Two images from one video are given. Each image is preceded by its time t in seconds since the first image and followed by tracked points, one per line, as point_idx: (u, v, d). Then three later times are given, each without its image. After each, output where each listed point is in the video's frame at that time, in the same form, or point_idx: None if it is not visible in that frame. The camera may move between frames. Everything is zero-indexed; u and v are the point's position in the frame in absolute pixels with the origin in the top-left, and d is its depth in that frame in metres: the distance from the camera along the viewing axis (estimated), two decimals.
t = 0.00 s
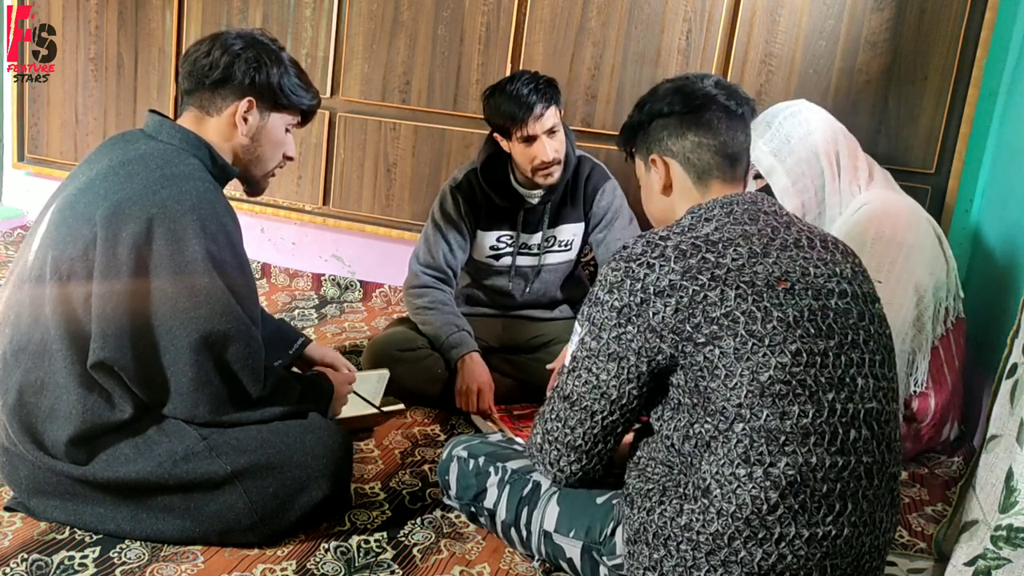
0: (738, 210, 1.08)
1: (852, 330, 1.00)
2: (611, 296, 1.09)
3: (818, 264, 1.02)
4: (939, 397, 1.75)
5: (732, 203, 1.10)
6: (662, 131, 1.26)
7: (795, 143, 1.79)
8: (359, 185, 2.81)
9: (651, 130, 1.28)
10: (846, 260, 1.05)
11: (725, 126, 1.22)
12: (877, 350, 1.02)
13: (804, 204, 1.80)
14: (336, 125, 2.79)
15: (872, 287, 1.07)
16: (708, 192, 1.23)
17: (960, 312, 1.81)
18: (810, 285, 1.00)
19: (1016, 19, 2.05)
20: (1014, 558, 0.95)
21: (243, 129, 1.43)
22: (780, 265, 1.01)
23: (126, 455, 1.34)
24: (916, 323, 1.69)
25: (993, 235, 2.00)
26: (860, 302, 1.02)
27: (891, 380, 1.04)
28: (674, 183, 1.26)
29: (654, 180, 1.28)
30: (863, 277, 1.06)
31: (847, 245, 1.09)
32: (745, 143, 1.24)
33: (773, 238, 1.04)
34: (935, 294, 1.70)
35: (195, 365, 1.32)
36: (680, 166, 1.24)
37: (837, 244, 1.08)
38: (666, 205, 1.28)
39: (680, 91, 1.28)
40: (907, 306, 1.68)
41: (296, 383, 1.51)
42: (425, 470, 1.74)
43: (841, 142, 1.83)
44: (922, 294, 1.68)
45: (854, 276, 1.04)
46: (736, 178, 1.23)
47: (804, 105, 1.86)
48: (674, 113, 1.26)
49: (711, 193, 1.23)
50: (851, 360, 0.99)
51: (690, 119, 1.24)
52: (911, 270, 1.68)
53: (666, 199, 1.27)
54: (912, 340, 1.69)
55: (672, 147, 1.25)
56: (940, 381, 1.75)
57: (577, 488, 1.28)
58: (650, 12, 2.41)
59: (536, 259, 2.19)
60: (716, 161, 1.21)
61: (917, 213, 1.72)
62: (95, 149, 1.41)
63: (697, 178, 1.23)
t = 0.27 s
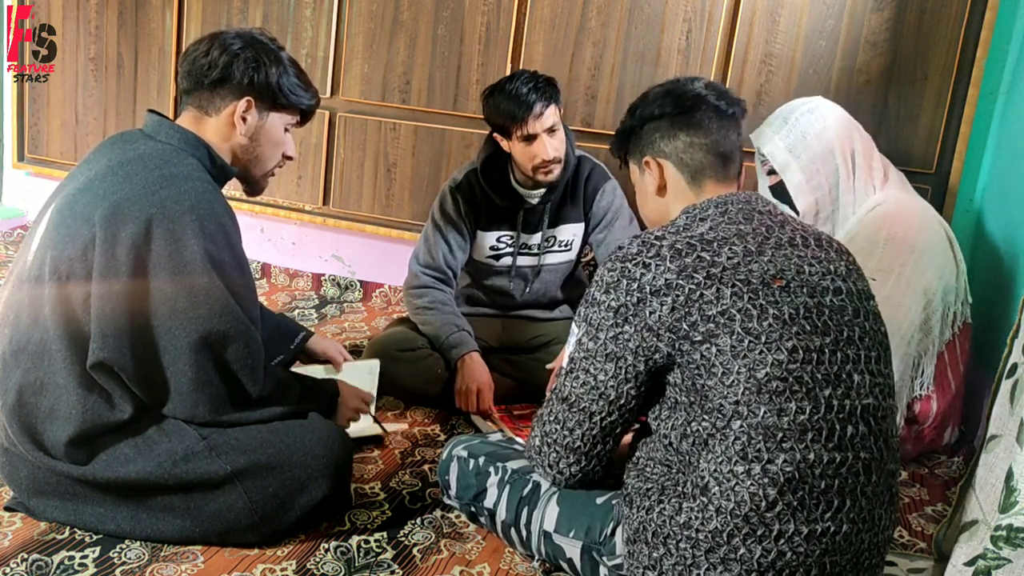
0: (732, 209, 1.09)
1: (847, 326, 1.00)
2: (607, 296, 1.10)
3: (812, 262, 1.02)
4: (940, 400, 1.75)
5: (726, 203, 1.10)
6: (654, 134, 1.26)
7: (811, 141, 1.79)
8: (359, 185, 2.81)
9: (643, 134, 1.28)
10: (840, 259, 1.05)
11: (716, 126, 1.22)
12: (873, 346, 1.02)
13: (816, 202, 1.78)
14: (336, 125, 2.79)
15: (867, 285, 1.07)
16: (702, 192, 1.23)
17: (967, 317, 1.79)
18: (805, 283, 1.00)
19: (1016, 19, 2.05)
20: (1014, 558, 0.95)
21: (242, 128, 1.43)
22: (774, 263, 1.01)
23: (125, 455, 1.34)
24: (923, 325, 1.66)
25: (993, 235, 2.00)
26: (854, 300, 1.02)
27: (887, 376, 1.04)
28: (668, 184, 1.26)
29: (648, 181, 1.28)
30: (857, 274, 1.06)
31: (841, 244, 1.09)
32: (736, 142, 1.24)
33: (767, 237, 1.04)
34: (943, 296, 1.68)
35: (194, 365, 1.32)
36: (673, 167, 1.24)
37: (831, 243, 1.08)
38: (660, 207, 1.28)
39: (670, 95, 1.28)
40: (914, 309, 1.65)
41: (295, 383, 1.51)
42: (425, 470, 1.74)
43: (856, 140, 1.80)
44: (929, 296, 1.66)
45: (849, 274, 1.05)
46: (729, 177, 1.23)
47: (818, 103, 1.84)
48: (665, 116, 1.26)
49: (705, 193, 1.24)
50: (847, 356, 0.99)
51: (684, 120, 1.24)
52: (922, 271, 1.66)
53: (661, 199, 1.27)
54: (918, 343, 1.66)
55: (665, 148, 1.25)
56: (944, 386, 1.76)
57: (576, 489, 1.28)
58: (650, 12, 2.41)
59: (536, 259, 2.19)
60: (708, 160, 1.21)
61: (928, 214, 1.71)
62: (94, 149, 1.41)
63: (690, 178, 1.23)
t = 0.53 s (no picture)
0: (715, 207, 1.10)
1: (830, 315, 1.02)
2: (595, 293, 1.10)
3: (792, 254, 1.04)
4: (940, 402, 1.75)
5: (708, 201, 1.12)
6: (635, 140, 1.26)
7: (824, 139, 1.79)
8: (359, 185, 2.81)
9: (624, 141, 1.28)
10: (821, 252, 1.07)
11: (693, 130, 1.23)
12: (857, 335, 1.03)
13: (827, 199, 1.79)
14: (336, 125, 2.79)
15: (848, 277, 1.08)
16: (684, 193, 1.23)
17: (973, 321, 1.79)
18: (787, 275, 1.02)
19: (1016, 19, 2.05)
20: (1014, 558, 0.95)
21: (242, 128, 1.43)
22: (756, 256, 1.03)
23: (125, 455, 1.34)
24: (928, 326, 1.65)
25: (993, 234, 2.00)
26: (836, 290, 1.04)
27: (873, 364, 1.05)
28: (651, 188, 1.26)
29: (631, 187, 1.28)
30: (838, 267, 1.08)
31: (820, 238, 1.11)
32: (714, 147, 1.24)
33: (749, 232, 1.06)
34: (951, 300, 1.68)
35: (194, 365, 1.32)
36: (655, 170, 1.24)
37: (811, 237, 1.10)
38: (646, 212, 1.28)
39: (648, 102, 1.29)
40: (921, 310, 1.64)
41: (295, 383, 1.51)
42: (425, 470, 1.74)
43: (871, 140, 1.81)
44: (936, 297, 1.65)
45: (829, 266, 1.06)
46: (709, 178, 1.23)
47: (837, 100, 1.84)
48: (643, 122, 1.27)
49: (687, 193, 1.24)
50: (831, 343, 1.00)
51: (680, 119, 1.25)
52: (932, 272, 1.65)
53: (646, 204, 1.27)
54: (922, 345, 1.65)
55: (646, 153, 1.25)
56: (947, 389, 1.75)
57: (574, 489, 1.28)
58: (650, 12, 2.41)
59: (536, 259, 2.19)
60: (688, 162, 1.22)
61: (941, 218, 1.71)
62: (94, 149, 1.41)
63: (673, 180, 1.23)
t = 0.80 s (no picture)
0: (695, 206, 1.11)
1: (810, 303, 1.02)
2: (581, 290, 1.11)
3: (770, 246, 1.05)
4: (941, 403, 1.74)
5: (689, 201, 1.12)
6: (615, 149, 1.27)
7: (833, 137, 1.80)
8: (359, 185, 2.81)
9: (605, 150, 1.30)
10: (799, 246, 1.08)
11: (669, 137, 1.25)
12: (838, 322, 1.04)
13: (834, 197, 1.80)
14: (336, 125, 2.79)
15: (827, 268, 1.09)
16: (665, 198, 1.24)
17: (975, 324, 1.79)
18: (765, 266, 1.02)
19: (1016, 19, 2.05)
20: (1014, 558, 0.95)
21: (242, 128, 1.43)
22: (735, 250, 1.04)
23: (125, 455, 1.34)
24: (928, 327, 1.64)
25: (993, 234, 2.00)
26: (815, 280, 1.05)
27: (855, 349, 1.05)
28: (633, 195, 1.27)
29: (613, 195, 1.29)
30: (817, 259, 1.09)
31: (798, 232, 1.12)
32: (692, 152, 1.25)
33: (729, 227, 1.07)
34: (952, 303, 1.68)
35: (194, 365, 1.31)
36: (636, 177, 1.25)
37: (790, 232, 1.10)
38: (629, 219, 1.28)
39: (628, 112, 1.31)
40: (918, 312, 1.63)
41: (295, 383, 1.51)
42: (425, 470, 1.74)
43: (879, 138, 1.81)
44: (935, 300, 1.64)
45: (808, 259, 1.07)
46: (688, 183, 1.24)
47: (846, 100, 1.84)
48: (622, 131, 1.28)
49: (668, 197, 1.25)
50: (813, 330, 1.00)
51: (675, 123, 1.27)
52: (933, 275, 1.65)
53: (628, 211, 1.28)
54: (922, 345, 1.63)
55: (626, 160, 1.26)
56: (947, 390, 1.75)
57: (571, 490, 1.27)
58: (650, 12, 2.41)
59: (536, 259, 2.19)
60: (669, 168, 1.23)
61: (945, 220, 1.71)
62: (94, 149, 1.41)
63: (653, 186, 1.24)
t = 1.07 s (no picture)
0: (689, 206, 1.13)
1: (803, 300, 1.04)
2: (576, 289, 1.12)
3: (762, 244, 1.07)
4: (942, 404, 1.75)
5: (682, 201, 1.15)
6: (608, 154, 1.31)
7: (832, 137, 1.80)
8: (359, 185, 2.81)
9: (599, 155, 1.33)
10: (792, 244, 1.10)
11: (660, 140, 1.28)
12: (831, 319, 1.05)
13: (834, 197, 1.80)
14: (336, 125, 2.79)
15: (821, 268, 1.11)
16: (658, 200, 1.28)
17: (976, 324, 1.79)
18: (759, 263, 1.04)
19: (1016, 19, 2.05)
20: (1014, 558, 0.95)
21: (241, 127, 1.43)
22: (728, 247, 1.06)
23: (125, 455, 1.34)
24: (929, 327, 1.64)
25: (993, 235, 2.00)
26: (808, 278, 1.06)
27: (849, 346, 1.06)
28: (626, 199, 1.31)
29: (607, 199, 1.34)
30: (811, 258, 1.10)
31: (790, 231, 1.13)
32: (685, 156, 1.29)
33: (722, 226, 1.09)
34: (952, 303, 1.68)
35: (194, 365, 1.31)
36: (627, 181, 1.30)
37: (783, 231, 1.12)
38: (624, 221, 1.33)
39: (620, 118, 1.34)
40: (919, 311, 1.63)
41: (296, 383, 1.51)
42: (425, 470, 1.74)
43: (879, 137, 1.81)
44: (935, 300, 1.64)
45: (802, 257, 1.09)
46: (681, 185, 1.29)
47: (846, 99, 1.84)
48: (615, 136, 1.32)
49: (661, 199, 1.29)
50: (806, 326, 1.02)
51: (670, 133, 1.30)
52: (934, 275, 1.65)
53: (623, 214, 1.32)
54: (924, 345, 1.63)
55: (618, 165, 1.30)
56: (948, 391, 1.76)
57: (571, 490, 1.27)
58: (650, 12, 2.41)
59: (536, 259, 2.19)
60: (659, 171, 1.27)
61: (946, 220, 1.71)
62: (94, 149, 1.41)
63: (645, 189, 1.28)
